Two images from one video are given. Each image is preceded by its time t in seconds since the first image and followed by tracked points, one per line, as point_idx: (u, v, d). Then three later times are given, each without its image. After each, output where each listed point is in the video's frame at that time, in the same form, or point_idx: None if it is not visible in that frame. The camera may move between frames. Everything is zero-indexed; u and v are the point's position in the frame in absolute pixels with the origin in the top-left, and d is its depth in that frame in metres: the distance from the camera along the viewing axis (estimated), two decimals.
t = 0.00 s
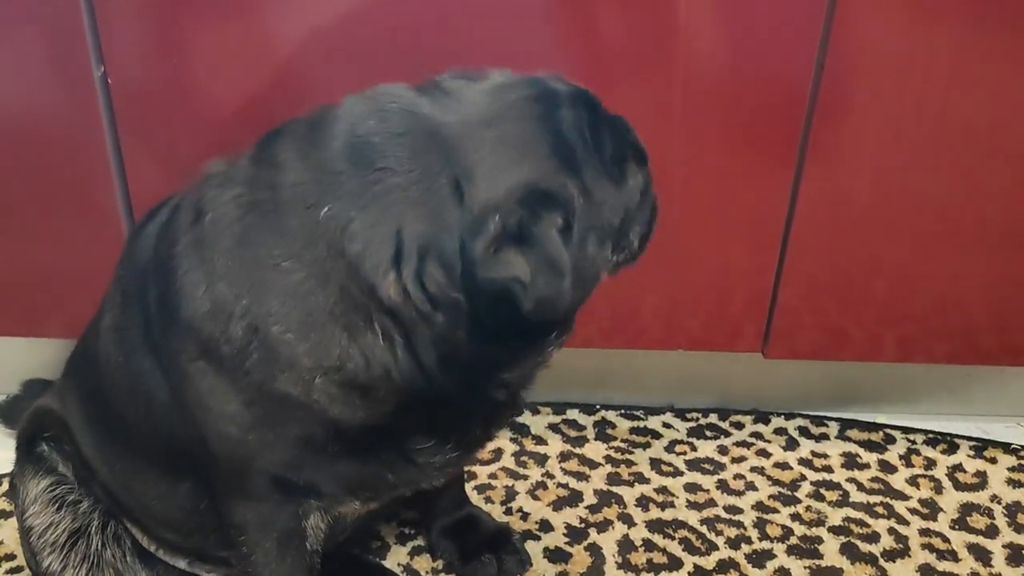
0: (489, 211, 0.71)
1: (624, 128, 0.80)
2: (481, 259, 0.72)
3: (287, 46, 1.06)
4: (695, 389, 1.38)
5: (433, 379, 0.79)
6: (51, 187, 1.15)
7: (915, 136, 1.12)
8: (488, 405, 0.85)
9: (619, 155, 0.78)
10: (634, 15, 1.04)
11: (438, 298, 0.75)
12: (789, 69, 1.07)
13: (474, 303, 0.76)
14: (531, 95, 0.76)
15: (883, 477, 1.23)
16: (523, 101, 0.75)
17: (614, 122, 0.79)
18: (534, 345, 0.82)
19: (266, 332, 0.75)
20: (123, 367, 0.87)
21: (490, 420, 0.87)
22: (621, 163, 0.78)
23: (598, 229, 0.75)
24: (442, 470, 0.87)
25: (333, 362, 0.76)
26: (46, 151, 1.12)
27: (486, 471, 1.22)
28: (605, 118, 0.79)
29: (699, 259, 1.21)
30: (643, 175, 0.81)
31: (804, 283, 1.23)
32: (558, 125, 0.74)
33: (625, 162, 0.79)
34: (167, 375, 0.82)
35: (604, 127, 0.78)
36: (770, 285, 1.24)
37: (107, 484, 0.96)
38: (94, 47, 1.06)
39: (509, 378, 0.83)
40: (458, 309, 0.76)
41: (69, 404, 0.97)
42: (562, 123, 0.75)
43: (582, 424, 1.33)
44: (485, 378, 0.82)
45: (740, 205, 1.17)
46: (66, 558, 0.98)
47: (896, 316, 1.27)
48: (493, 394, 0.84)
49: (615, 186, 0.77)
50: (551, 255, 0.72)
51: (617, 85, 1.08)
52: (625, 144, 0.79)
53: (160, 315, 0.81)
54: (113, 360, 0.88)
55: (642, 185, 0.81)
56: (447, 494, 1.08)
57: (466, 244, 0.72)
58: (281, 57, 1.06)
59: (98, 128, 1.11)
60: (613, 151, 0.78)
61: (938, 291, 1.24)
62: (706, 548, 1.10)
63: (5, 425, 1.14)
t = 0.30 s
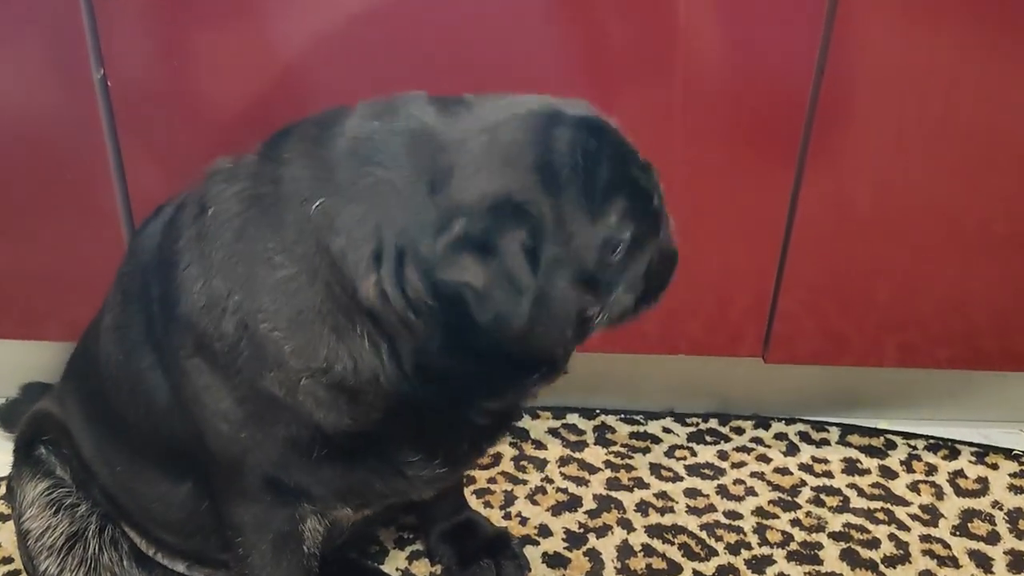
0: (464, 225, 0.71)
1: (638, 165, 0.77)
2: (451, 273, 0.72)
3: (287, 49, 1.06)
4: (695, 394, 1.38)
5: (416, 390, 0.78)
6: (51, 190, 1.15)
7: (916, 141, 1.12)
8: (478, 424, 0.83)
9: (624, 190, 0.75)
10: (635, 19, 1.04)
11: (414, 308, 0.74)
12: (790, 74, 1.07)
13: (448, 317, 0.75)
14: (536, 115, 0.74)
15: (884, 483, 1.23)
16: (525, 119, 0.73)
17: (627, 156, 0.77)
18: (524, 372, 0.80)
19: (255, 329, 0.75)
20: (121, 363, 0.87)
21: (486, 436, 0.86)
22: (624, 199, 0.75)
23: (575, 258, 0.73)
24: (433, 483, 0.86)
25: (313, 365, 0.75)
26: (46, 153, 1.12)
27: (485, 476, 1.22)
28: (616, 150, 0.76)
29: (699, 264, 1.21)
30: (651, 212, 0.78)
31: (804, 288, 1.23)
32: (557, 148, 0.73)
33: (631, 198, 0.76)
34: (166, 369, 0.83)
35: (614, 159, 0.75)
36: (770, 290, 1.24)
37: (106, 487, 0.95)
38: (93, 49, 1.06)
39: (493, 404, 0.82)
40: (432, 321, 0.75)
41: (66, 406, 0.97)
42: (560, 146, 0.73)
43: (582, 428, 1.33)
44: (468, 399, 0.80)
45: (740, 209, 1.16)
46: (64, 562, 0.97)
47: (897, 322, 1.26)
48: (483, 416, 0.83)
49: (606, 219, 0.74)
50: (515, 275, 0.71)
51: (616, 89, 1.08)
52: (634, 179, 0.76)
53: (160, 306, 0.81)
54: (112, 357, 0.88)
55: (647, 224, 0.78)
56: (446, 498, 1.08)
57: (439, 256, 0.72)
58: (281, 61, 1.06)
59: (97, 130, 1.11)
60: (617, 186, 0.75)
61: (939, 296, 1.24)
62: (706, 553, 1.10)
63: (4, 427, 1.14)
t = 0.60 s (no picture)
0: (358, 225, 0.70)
1: (572, 238, 0.70)
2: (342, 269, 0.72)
3: (289, 52, 1.06)
4: (697, 397, 1.38)
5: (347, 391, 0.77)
6: (53, 192, 1.15)
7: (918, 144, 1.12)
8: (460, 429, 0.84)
9: (527, 260, 0.68)
10: (636, 22, 1.04)
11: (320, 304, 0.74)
12: (791, 76, 1.07)
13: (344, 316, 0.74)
14: (485, 141, 0.68)
15: (885, 487, 1.22)
16: (468, 135, 0.70)
17: (558, 225, 0.69)
18: (457, 389, 0.80)
19: (243, 298, 0.77)
20: (137, 352, 0.89)
21: (467, 448, 0.86)
22: (519, 271, 0.68)
23: (458, 298, 0.69)
24: (444, 479, 0.88)
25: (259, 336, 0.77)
26: (49, 156, 1.13)
27: (486, 479, 1.22)
28: (546, 212, 0.68)
29: (700, 268, 1.21)
30: (558, 293, 0.70)
31: (806, 292, 1.23)
32: (472, 184, 0.67)
33: (531, 271, 0.69)
34: (182, 350, 0.84)
35: (537, 219, 0.68)
36: (772, 293, 1.24)
37: (113, 485, 0.96)
38: (96, 52, 1.06)
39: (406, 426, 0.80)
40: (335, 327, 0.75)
41: (72, 406, 0.98)
42: (476, 184, 0.67)
43: (583, 431, 1.33)
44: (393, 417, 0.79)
45: (741, 213, 1.16)
46: (68, 562, 0.97)
47: (898, 326, 1.26)
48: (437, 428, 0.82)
49: (489, 284, 0.68)
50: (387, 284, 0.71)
51: (617, 92, 1.08)
52: (547, 253, 0.69)
53: (181, 285, 0.84)
54: (126, 341, 0.90)
55: (549, 306, 0.70)
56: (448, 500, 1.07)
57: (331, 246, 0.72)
58: (282, 63, 1.06)
59: (100, 133, 1.11)
60: (518, 253, 0.68)
61: (940, 300, 1.23)
62: (707, 557, 1.10)
63: (6, 429, 1.14)
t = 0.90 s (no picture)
0: (265, 215, 0.77)
1: (433, 258, 0.72)
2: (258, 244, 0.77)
3: (292, 51, 1.06)
4: (700, 398, 1.38)
5: (268, 379, 0.80)
6: (56, 192, 1.15)
7: (923, 144, 1.11)
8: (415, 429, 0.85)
9: (382, 273, 0.72)
10: (640, 23, 1.04)
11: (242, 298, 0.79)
12: (795, 77, 1.07)
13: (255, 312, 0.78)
14: (368, 148, 0.74)
15: (890, 488, 1.22)
16: (368, 140, 0.76)
17: (414, 244, 0.72)
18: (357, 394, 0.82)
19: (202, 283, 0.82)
20: (142, 342, 0.89)
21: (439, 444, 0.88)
22: (373, 285, 0.72)
23: (333, 291, 0.73)
24: (437, 477, 0.90)
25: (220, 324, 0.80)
26: (53, 155, 1.13)
27: (490, 479, 1.22)
28: (401, 228, 0.72)
29: (704, 269, 1.21)
30: (412, 314, 0.72)
31: (810, 294, 1.23)
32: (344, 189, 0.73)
33: (387, 287, 0.72)
34: (188, 339, 0.85)
35: (391, 234, 0.72)
36: (776, 294, 1.23)
37: (119, 482, 0.96)
38: (101, 51, 1.06)
39: (298, 430, 0.82)
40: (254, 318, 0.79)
41: (81, 405, 0.98)
42: (350, 186, 0.73)
43: (587, 432, 1.33)
44: (301, 406, 0.81)
45: (745, 214, 1.16)
46: (72, 559, 0.98)
47: (902, 328, 1.26)
48: (364, 432, 0.83)
49: (350, 290, 0.73)
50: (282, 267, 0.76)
51: (622, 92, 1.08)
52: (399, 270, 0.72)
53: (188, 272, 0.85)
54: (132, 330, 0.91)
55: (402, 326, 0.73)
56: (451, 499, 1.07)
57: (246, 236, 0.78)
58: (286, 63, 1.06)
59: (103, 132, 1.11)
60: (372, 265, 0.72)
61: (945, 302, 1.23)
62: (710, 557, 1.09)
63: (10, 427, 1.14)
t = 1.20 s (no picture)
0: (234, 229, 0.77)
1: (382, 291, 0.73)
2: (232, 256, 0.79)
3: (299, 53, 1.06)
4: (704, 400, 1.38)
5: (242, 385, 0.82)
6: (60, 192, 1.15)
7: (927, 146, 1.11)
8: (396, 438, 0.86)
9: (334, 300, 0.73)
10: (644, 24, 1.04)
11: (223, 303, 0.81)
12: (799, 79, 1.07)
13: (234, 310, 0.80)
14: (324, 170, 0.73)
15: (893, 491, 1.22)
16: (326, 156, 0.74)
17: (366, 276, 0.72)
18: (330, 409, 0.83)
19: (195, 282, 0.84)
20: (139, 337, 0.91)
21: (429, 446, 0.90)
22: (327, 312, 0.73)
23: (294, 311, 0.74)
24: (432, 480, 0.92)
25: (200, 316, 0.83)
26: (58, 155, 1.13)
27: (493, 481, 1.22)
28: (352, 259, 0.72)
29: (708, 270, 1.21)
30: (363, 341, 0.74)
31: (815, 296, 1.22)
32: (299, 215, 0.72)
33: (340, 314, 0.74)
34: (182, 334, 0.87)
35: (342, 263, 0.72)
36: (780, 296, 1.23)
37: (122, 483, 0.96)
38: (106, 51, 1.06)
39: (271, 436, 0.82)
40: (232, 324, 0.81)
41: (88, 405, 0.98)
42: (304, 211, 0.72)
43: (590, 433, 1.33)
44: (270, 411, 0.82)
45: (749, 215, 1.16)
46: (75, 560, 0.95)
47: (906, 331, 1.26)
48: (337, 436, 0.84)
49: (308, 312, 0.74)
50: (249, 281, 0.77)
51: (626, 94, 1.08)
52: (349, 299, 0.73)
53: (182, 268, 0.87)
54: (131, 327, 0.92)
55: (354, 353, 0.75)
56: (454, 501, 1.08)
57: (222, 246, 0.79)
58: (291, 64, 1.06)
59: (109, 132, 1.11)
60: (325, 291, 0.73)
61: (949, 304, 1.23)
62: (714, 560, 1.09)
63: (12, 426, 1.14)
